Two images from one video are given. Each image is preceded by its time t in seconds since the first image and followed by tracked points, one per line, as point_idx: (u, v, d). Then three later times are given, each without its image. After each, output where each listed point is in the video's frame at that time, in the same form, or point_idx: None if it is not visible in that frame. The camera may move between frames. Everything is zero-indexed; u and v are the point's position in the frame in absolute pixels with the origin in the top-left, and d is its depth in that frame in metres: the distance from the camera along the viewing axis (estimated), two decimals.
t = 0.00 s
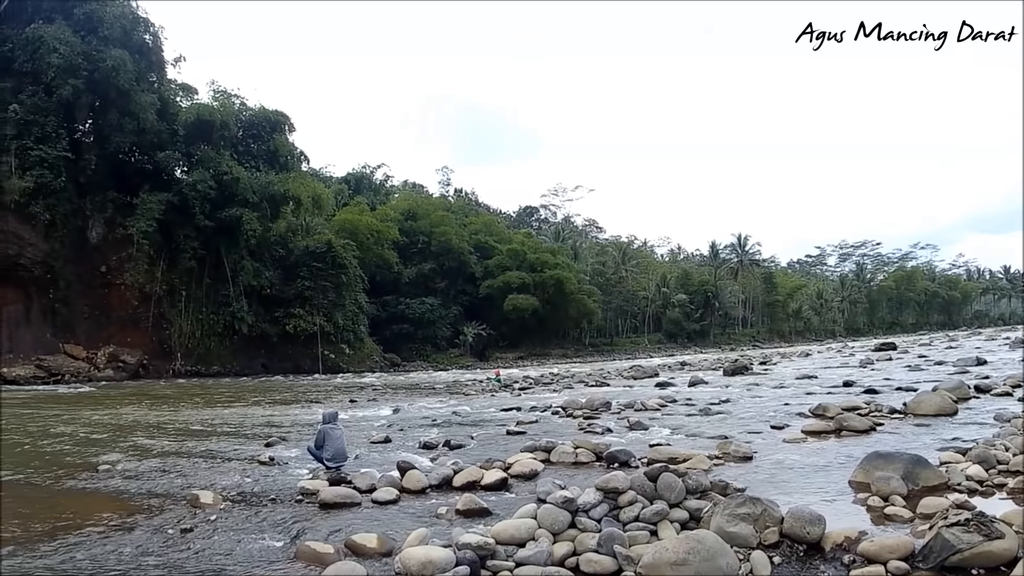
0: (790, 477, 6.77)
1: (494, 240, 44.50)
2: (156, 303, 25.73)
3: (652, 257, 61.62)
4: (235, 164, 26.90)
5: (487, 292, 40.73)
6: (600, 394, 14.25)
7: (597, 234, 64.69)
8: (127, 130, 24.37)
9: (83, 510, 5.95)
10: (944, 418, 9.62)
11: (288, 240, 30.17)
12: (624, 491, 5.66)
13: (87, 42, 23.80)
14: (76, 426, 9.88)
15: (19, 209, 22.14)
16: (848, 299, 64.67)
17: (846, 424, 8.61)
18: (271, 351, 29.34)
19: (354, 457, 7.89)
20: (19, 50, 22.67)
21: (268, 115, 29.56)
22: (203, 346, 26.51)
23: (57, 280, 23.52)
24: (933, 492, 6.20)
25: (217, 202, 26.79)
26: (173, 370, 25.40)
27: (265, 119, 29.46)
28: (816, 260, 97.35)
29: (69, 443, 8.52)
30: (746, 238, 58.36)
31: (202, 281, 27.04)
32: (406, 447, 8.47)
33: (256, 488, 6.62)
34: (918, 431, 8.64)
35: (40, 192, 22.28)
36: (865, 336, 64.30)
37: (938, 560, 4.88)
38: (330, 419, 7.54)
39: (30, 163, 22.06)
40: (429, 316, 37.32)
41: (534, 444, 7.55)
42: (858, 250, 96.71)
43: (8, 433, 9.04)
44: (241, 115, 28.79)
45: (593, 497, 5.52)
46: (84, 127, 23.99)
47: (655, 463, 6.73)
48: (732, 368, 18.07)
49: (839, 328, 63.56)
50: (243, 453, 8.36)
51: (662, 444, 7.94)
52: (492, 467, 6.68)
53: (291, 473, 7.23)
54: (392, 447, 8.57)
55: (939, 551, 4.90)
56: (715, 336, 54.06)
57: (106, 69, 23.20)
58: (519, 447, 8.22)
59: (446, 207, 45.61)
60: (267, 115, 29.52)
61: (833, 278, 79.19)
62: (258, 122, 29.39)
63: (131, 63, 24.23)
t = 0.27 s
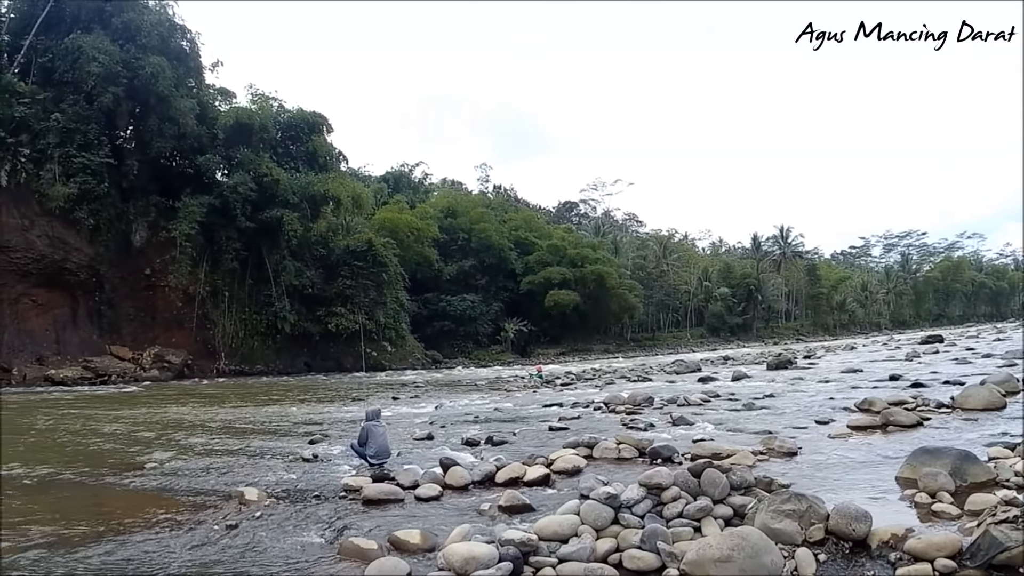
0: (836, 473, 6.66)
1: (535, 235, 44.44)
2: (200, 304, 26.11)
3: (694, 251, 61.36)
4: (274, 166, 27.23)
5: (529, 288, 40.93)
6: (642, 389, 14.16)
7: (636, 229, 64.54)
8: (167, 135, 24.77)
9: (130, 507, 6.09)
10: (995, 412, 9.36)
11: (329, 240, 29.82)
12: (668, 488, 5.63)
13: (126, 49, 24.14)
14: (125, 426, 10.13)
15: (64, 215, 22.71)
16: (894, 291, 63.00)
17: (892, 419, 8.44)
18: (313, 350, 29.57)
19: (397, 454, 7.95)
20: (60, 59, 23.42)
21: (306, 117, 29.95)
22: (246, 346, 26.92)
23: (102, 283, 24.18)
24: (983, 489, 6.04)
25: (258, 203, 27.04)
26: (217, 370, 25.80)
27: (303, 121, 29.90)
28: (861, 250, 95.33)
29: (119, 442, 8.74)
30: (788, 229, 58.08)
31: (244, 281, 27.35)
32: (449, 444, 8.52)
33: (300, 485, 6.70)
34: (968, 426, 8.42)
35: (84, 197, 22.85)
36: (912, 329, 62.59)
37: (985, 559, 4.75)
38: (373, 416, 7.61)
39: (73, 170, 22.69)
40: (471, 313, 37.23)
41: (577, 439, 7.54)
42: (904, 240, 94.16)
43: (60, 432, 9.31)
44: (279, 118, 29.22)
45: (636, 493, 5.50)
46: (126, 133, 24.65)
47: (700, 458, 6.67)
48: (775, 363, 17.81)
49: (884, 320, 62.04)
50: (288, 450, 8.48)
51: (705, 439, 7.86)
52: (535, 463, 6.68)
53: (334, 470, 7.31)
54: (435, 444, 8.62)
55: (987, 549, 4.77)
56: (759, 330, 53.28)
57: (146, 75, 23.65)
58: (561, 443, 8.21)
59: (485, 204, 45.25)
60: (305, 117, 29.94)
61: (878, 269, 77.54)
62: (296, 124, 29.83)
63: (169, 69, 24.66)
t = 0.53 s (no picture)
0: (873, 471, 6.58)
1: (568, 233, 44.43)
2: (235, 305, 26.37)
3: (728, 249, 60.92)
4: (308, 167, 27.52)
5: (563, 287, 40.85)
6: (678, 388, 14.10)
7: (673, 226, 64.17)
8: (200, 137, 25.38)
9: (168, 506, 6.18)
10: None
11: (363, 240, 29.83)
12: (705, 486, 5.60)
13: (159, 53, 24.58)
14: (164, 427, 10.32)
15: (99, 217, 23.05)
16: (930, 288, 61.53)
17: (930, 416, 8.33)
18: (347, 349, 29.80)
19: (433, 453, 7.98)
20: (94, 64, 23.89)
21: (339, 118, 29.95)
22: (281, 346, 27.22)
23: (137, 285, 24.46)
24: None
25: (292, 204, 27.38)
26: (252, 370, 26.14)
27: (336, 122, 29.90)
28: (896, 246, 93.39)
29: (160, 443, 8.91)
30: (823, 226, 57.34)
31: (279, 282, 27.64)
32: (484, 443, 8.55)
33: (336, 484, 6.73)
34: (1009, 424, 8.26)
35: (118, 200, 23.27)
36: (949, 325, 60.99)
37: None
38: (409, 416, 7.65)
39: (109, 173, 23.18)
40: (504, 313, 37.55)
41: (613, 438, 7.53)
42: (941, 234, 91.93)
43: (102, 434, 9.52)
44: (313, 119, 29.44)
45: (674, 491, 5.46)
46: (160, 136, 25.23)
47: (736, 457, 6.63)
48: (812, 360, 17.61)
49: (921, 316, 60.26)
50: (325, 449, 8.55)
51: (742, 437, 7.81)
52: (570, 462, 6.67)
53: (370, 469, 7.35)
54: (472, 443, 8.64)
55: None
56: (794, 327, 52.57)
57: (180, 79, 24.16)
58: (597, 442, 8.19)
59: (519, 202, 45.34)
60: (338, 118, 29.93)
61: (914, 265, 75.93)
62: (329, 125, 29.85)
63: (203, 72, 25.24)
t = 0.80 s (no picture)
0: (903, 471, 6.50)
1: (594, 232, 44.34)
2: (263, 305, 26.48)
3: (755, 245, 60.33)
4: (334, 167, 27.66)
5: (589, 285, 40.60)
6: (705, 386, 14.04)
7: (699, 223, 63.88)
8: (226, 139, 25.51)
9: (196, 505, 6.24)
10: None
11: (389, 239, 29.89)
12: (735, 484, 5.55)
13: (185, 57, 24.89)
14: (194, 427, 10.49)
15: (127, 219, 23.44)
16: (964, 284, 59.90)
17: (960, 415, 8.23)
18: (374, 349, 29.51)
19: (461, 452, 7.98)
20: (119, 68, 24.43)
21: (363, 118, 30.03)
22: (308, 346, 27.32)
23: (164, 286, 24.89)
24: None
25: (318, 204, 27.51)
26: (279, 369, 26.23)
27: (361, 121, 29.93)
28: (925, 241, 91.45)
29: (191, 443, 9.05)
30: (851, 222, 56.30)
31: (306, 282, 27.87)
32: (512, 442, 8.54)
33: (365, 483, 6.75)
34: None
35: (145, 202, 23.55)
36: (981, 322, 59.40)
37: None
38: (438, 414, 7.65)
39: (136, 175, 23.48)
40: (531, 311, 37.55)
41: (640, 437, 7.51)
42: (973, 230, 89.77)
43: (135, 434, 9.71)
44: (337, 120, 29.55)
45: (703, 490, 5.42)
46: (186, 139, 25.43)
47: (765, 455, 6.59)
48: (840, 359, 17.43)
49: (949, 315, 57.78)
50: (354, 447, 8.59)
51: (771, 436, 7.75)
52: (599, 460, 6.65)
53: (399, 468, 7.38)
54: (500, 441, 8.65)
55: None
56: (821, 325, 51.93)
57: (205, 81, 24.36)
58: (626, 440, 8.17)
59: (545, 200, 45.40)
60: (363, 118, 30.00)
61: (945, 261, 74.36)
62: (355, 126, 30.00)
63: (228, 73, 25.38)
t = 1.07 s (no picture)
0: (932, 468, 6.42)
1: (617, 229, 44.33)
2: (287, 304, 26.86)
3: (778, 241, 59.88)
4: (356, 165, 27.46)
5: (613, 282, 40.53)
6: (730, 383, 13.98)
7: (721, 220, 63.78)
8: (250, 139, 25.46)
9: (224, 503, 6.31)
10: None
11: (412, 237, 30.31)
12: (763, 481, 5.51)
13: (208, 58, 25.00)
14: (222, 426, 10.62)
15: (153, 219, 24.01)
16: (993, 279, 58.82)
17: (989, 412, 8.14)
18: (399, 346, 29.67)
19: (487, 449, 8.01)
20: (145, 70, 24.90)
21: (386, 117, 29.99)
22: (332, 344, 27.51)
23: (190, 285, 25.33)
24: None
25: (341, 203, 27.42)
26: (305, 367, 26.46)
27: (384, 121, 29.87)
28: (950, 237, 90.30)
29: (218, 442, 9.16)
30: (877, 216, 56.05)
31: (330, 280, 28.02)
32: (537, 439, 8.56)
33: (391, 480, 6.78)
34: None
35: (170, 202, 24.05)
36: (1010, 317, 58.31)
37: None
38: (465, 412, 7.63)
39: (161, 176, 23.93)
40: (555, 308, 37.40)
41: (667, 434, 7.51)
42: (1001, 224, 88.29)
43: (164, 433, 9.84)
44: (361, 119, 29.51)
45: (731, 487, 5.38)
46: (210, 139, 25.58)
47: (793, 453, 6.57)
48: (865, 355, 17.28)
49: (977, 309, 57.38)
50: (380, 445, 8.64)
51: (797, 433, 7.72)
52: (625, 457, 6.66)
53: (426, 464, 7.41)
54: (526, 438, 8.67)
55: None
56: (848, 321, 51.28)
57: (228, 82, 24.46)
58: (651, 437, 8.16)
59: (568, 197, 45.48)
60: (385, 117, 29.98)
61: (972, 256, 73.20)
62: (377, 125, 29.91)
63: (250, 74, 25.45)
